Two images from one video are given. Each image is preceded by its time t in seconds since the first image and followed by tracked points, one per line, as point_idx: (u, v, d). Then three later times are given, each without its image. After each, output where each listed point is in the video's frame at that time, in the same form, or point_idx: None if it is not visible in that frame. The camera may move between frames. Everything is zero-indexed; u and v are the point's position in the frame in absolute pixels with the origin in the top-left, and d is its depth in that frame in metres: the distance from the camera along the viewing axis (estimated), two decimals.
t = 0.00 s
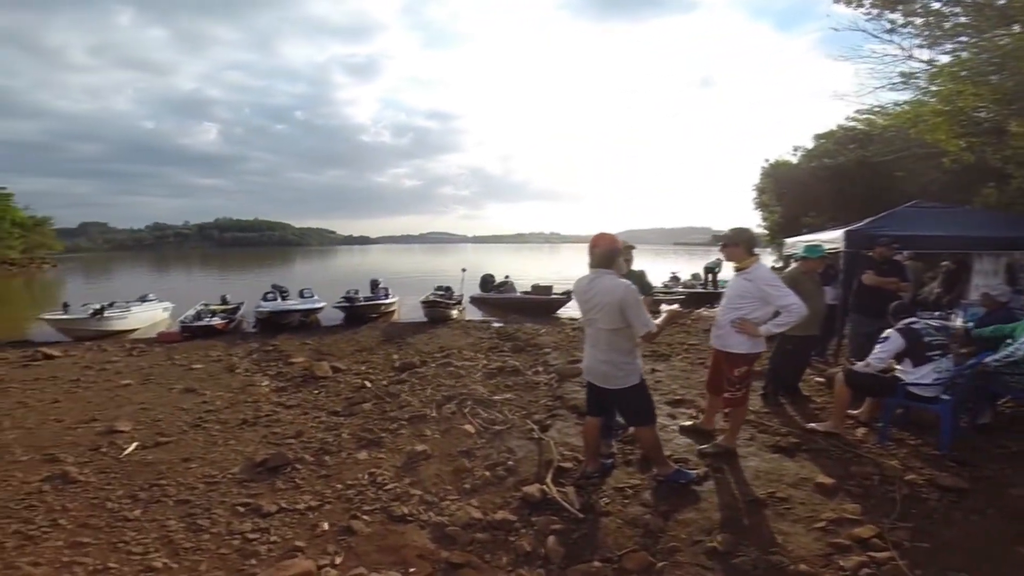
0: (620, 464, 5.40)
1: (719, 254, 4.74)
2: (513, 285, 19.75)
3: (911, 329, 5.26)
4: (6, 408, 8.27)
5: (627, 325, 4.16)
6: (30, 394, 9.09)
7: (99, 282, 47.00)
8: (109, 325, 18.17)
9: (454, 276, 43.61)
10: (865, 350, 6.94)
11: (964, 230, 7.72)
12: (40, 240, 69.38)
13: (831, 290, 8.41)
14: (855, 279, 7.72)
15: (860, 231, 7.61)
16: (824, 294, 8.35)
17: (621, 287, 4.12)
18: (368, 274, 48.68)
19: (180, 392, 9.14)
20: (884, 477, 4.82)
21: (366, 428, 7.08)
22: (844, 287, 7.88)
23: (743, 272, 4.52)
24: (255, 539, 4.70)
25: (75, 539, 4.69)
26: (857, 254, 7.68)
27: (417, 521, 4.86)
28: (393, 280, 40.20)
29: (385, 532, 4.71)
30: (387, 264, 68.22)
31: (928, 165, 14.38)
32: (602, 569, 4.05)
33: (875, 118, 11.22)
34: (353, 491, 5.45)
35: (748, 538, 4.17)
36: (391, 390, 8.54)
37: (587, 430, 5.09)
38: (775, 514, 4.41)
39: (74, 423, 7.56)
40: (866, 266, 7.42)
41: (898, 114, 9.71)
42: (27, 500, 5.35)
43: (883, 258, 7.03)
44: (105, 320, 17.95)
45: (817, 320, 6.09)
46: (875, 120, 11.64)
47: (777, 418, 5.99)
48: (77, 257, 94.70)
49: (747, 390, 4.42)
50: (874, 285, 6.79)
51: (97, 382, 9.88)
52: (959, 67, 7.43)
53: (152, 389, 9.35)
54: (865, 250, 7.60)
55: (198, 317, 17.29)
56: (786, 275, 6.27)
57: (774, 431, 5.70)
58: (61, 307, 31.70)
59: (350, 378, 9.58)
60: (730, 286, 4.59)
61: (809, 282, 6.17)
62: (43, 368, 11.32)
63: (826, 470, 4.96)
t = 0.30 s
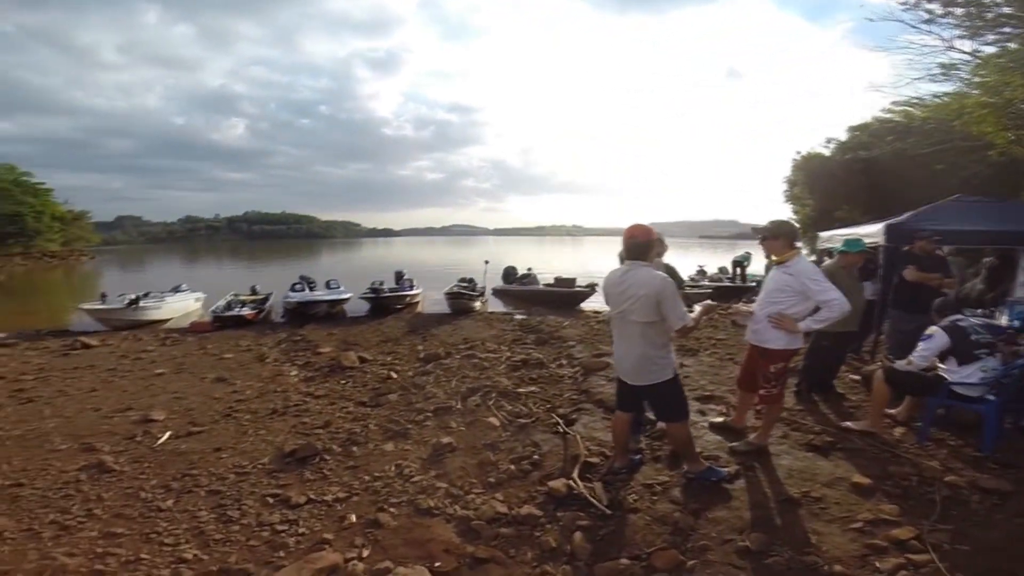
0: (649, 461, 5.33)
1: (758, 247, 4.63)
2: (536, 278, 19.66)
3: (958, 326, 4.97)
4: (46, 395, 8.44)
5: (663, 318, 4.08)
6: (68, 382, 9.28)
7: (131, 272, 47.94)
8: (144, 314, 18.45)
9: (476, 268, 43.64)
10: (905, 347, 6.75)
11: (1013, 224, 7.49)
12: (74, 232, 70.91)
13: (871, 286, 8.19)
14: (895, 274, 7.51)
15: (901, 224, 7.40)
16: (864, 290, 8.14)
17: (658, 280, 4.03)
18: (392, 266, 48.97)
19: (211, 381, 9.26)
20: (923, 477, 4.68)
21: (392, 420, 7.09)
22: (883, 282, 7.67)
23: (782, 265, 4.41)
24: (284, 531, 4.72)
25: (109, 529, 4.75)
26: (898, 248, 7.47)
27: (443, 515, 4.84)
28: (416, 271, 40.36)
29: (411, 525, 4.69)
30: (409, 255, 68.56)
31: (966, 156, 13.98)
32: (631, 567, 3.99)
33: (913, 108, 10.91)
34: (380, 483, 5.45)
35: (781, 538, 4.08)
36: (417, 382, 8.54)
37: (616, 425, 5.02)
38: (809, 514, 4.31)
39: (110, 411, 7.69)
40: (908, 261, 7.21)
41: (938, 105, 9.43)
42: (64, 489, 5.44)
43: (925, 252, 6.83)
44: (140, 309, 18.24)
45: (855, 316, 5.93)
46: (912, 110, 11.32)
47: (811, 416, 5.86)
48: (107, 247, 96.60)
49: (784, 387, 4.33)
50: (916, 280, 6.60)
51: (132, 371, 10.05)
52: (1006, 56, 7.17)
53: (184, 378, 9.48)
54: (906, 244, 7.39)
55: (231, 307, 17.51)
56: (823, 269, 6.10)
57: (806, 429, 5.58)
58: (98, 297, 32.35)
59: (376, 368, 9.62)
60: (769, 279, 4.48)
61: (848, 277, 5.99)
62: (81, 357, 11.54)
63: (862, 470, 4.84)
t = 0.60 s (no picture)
0: (677, 467, 5.23)
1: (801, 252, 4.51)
2: (563, 278, 19.58)
3: (1011, 338, 4.77)
4: (87, 381, 8.65)
5: (702, 322, 3.99)
6: (108, 369, 9.50)
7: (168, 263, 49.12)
8: (182, 305, 18.82)
9: (503, 266, 43.73)
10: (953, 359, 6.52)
11: None
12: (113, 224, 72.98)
13: (918, 294, 7.93)
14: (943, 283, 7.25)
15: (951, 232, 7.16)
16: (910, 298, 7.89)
17: (699, 283, 3.94)
18: (420, 263, 49.29)
19: (244, 371, 9.39)
20: (964, 492, 4.51)
21: (417, 416, 7.09)
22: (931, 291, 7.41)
23: (827, 271, 4.29)
24: (310, 524, 4.73)
25: (140, 518, 4.81)
26: (948, 256, 7.22)
27: (466, 513, 4.80)
28: (444, 268, 40.58)
29: (435, 522, 4.67)
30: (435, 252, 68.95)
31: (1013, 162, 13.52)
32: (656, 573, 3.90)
33: (959, 112, 10.57)
34: (406, 479, 5.44)
35: (814, 549, 3.95)
36: (443, 378, 8.54)
37: (646, 430, 4.93)
38: (844, 525, 4.18)
39: (147, 398, 7.84)
40: (958, 269, 6.95)
41: (986, 109, 9.11)
42: (100, 475, 5.54)
43: (977, 261, 6.57)
44: (179, 299, 18.61)
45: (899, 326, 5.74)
46: (958, 113, 10.98)
47: (847, 427, 5.69)
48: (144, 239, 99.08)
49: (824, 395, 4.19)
50: (965, 289, 6.36)
51: (170, 359, 10.24)
52: None
53: (219, 368, 9.63)
54: (955, 252, 7.13)
55: (263, 299, 17.77)
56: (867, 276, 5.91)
57: (841, 440, 5.41)
58: (138, 286, 33.12)
59: (404, 364, 9.65)
60: (814, 285, 4.36)
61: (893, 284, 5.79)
62: (121, 344, 11.79)
63: (900, 482, 4.68)
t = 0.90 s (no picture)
0: (707, 470, 5.14)
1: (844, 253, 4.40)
2: (589, 277, 19.48)
3: None
4: (127, 374, 8.85)
5: (736, 323, 3.90)
6: (147, 362, 9.71)
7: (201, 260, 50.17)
8: (219, 301, 19.17)
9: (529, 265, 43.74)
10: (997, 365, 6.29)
11: None
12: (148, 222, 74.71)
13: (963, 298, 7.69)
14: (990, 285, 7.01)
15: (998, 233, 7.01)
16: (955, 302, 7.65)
17: (732, 283, 3.86)
18: (446, 261, 49.52)
19: (276, 367, 9.51)
20: (1007, 500, 4.35)
21: (444, 413, 7.10)
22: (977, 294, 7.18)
23: (871, 272, 4.18)
24: (338, 520, 4.75)
25: (174, 511, 4.88)
26: (996, 258, 6.99)
27: (491, 512, 4.78)
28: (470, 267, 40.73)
29: (459, 521, 4.66)
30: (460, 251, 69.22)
31: None
32: None
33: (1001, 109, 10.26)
34: (432, 476, 5.45)
35: (847, 556, 3.85)
36: (469, 376, 8.55)
37: (676, 432, 4.86)
38: (879, 532, 4.06)
39: (184, 392, 8.00)
40: (1006, 271, 6.72)
41: None
42: (137, 469, 5.64)
43: None
44: (214, 295, 18.96)
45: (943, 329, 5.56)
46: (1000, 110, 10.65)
47: (885, 432, 5.54)
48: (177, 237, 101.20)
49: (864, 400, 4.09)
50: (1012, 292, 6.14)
51: (205, 354, 10.43)
52: None
53: (252, 363, 9.77)
54: (1004, 254, 6.90)
55: (294, 296, 18.02)
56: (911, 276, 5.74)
57: (877, 446, 5.27)
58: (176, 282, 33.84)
59: (431, 361, 9.68)
60: (857, 286, 4.25)
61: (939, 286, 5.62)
62: (160, 339, 12.05)
63: (939, 489, 4.53)
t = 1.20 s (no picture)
0: (743, 475, 5.06)
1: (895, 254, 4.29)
2: (620, 278, 19.37)
3: None
4: (172, 369, 9.09)
5: (777, 327, 3.83)
6: (192, 358, 9.96)
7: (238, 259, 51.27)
8: (258, 299, 19.54)
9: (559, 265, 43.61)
10: None
11: None
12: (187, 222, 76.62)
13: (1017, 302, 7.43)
14: None
15: None
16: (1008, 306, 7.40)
17: (773, 286, 3.79)
18: (476, 262, 49.63)
19: (313, 364, 9.66)
20: None
21: (475, 413, 7.13)
22: None
23: (922, 274, 4.07)
24: (371, 516, 4.80)
25: (214, 505, 4.99)
26: None
27: (520, 512, 4.78)
28: (500, 267, 40.77)
29: (489, 520, 4.67)
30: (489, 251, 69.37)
31: None
32: None
33: None
34: (462, 475, 5.47)
35: (888, 564, 3.75)
36: (499, 376, 8.58)
37: (712, 435, 4.79)
38: (921, 541, 3.95)
39: (225, 388, 8.18)
40: None
41: None
42: (181, 462, 5.78)
43: None
44: (253, 293, 19.34)
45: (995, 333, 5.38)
46: None
47: (931, 440, 5.39)
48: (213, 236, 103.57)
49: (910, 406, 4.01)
50: None
51: (244, 351, 10.65)
52: None
53: (290, 360, 9.94)
54: None
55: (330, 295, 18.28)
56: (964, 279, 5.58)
57: (919, 453, 5.13)
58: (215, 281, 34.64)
59: (462, 360, 9.73)
60: (907, 289, 4.15)
61: (993, 289, 5.45)
62: (203, 335, 12.35)
63: (987, 498, 4.39)
